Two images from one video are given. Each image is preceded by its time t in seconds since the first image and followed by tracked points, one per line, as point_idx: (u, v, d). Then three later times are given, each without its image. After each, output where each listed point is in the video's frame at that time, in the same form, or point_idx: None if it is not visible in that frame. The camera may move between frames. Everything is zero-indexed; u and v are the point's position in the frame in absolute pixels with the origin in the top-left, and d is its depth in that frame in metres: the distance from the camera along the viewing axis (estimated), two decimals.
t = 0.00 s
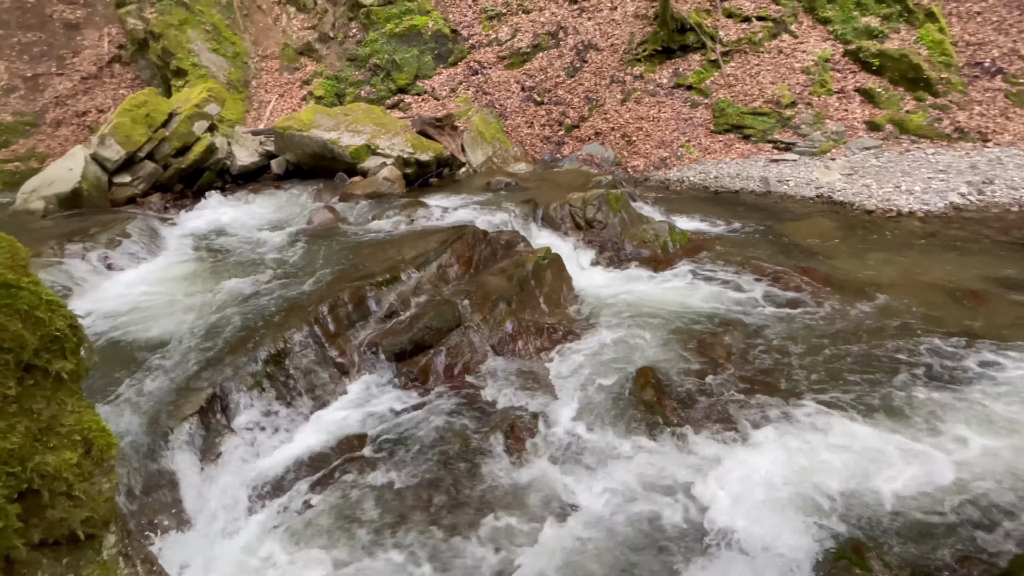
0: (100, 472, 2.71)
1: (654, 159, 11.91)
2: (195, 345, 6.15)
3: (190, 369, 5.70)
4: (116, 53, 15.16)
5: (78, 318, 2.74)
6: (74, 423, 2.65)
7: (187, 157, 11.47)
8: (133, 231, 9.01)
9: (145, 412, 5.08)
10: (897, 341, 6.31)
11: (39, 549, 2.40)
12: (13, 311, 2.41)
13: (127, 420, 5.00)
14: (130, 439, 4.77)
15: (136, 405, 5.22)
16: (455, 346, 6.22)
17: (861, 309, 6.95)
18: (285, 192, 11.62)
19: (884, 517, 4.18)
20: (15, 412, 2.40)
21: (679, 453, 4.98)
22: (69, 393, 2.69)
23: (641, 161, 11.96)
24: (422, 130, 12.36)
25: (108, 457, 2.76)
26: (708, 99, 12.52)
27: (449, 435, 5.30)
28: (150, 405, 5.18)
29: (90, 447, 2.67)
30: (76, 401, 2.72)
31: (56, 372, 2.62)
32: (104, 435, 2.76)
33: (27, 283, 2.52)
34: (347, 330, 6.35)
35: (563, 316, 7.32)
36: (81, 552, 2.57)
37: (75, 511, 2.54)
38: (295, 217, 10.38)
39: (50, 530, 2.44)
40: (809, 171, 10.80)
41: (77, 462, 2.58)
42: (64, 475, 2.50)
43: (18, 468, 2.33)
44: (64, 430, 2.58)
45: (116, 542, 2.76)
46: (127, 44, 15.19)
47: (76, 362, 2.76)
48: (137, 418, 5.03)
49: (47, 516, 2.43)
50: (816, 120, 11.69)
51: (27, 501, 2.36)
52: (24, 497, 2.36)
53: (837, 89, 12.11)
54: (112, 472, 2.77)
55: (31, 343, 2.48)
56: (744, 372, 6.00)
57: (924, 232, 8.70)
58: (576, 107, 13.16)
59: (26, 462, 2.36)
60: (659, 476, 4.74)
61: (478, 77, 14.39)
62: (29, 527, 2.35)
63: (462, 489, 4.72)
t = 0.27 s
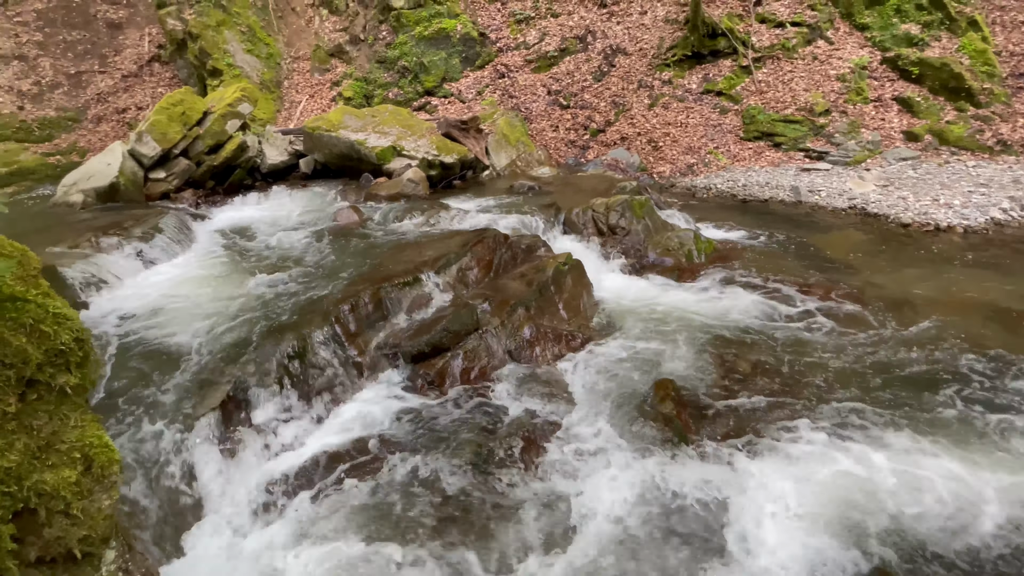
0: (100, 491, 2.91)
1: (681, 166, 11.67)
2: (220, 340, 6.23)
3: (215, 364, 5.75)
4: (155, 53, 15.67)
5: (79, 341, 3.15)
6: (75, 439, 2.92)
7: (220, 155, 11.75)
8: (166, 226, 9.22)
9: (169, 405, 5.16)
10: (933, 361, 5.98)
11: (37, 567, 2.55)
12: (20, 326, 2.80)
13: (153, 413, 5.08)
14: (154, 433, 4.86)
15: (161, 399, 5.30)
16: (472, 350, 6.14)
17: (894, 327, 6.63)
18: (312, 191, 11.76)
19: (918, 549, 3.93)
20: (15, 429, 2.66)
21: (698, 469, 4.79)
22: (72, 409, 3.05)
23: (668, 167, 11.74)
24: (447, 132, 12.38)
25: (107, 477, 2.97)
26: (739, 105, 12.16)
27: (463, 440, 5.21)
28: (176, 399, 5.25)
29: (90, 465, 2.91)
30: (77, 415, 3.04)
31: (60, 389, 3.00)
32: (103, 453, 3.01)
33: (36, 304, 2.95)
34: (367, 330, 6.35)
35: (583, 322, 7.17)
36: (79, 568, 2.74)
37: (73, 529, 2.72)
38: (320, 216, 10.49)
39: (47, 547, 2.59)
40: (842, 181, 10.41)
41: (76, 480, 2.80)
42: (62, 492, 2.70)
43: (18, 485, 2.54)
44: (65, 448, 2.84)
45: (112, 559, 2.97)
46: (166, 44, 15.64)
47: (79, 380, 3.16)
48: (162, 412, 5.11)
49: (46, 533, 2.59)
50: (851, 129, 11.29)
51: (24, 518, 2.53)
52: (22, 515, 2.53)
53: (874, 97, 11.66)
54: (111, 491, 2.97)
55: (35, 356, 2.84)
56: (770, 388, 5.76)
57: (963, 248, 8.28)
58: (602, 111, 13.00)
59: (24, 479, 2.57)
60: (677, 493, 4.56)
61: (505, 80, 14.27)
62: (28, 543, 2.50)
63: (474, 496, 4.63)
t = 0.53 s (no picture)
0: (99, 507, 2.65)
1: (709, 175, 11.41)
2: (243, 338, 6.30)
3: (237, 361, 5.80)
4: (195, 56, 16.17)
5: (91, 344, 2.78)
6: (75, 454, 2.61)
7: (251, 156, 12.00)
8: (198, 225, 9.44)
9: (192, 400, 5.21)
10: (974, 387, 5.64)
11: None
12: (21, 337, 2.45)
13: (174, 408, 5.14)
14: (174, 428, 4.91)
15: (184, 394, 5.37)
16: (490, 356, 6.05)
17: (932, 348, 6.29)
18: (338, 194, 11.90)
19: None
20: (12, 445, 2.36)
21: (720, 488, 4.59)
22: (76, 419, 2.71)
23: (695, 176, 11.49)
24: (472, 138, 12.40)
25: (107, 492, 2.69)
26: (770, 115, 11.86)
27: (479, 447, 5.12)
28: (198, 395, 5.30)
29: (88, 481, 2.61)
30: (80, 427, 2.70)
31: (63, 400, 2.63)
32: (105, 467, 2.72)
33: (42, 307, 2.59)
34: (386, 333, 6.33)
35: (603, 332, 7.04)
36: None
37: (68, 548, 2.49)
38: (345, 218, 10.60)
39: (40, 566, 2.38)
40: (877, 195, 10.01)
41: (73, 498, 2.52)
42: (59, 512, 2.45)
43: (10, 505, 2.27)
44: (61, 464, 2.53)
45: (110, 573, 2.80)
46: (205, 48, 16.12)
47: (86, 388, 2.77)
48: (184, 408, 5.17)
49: (39, 553, 2.37)
50: (888, 140, 10.88)
51: (18, 538, 2.30)
52: (13, 534, 2.29)
53: (913, 108, 11.22)
54: (111, 506, 2.70)
55: (37, 370, 2.49)
56: (799, 406, 5.50)
57: (1007, 267, 7.86)
58: (629, 119, 12.83)
59: (19, 498, 2.30)
60: (697, 513, 4.37)
61: (531, 86, 14.19)
62: (21, 563, 2.28)
63: (488, 506, 4.52)
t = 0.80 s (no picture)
0: (101, 520, 2.70)
1: (737, 188, 11.15)
2: (267, 340, 6.37)
3: (260, 364, 5.85)
4: (232, 66, 16.69)
5: (102, 356, 2.80)
6: (79, 467, 2.63)
7: (282, 162, 12.27)
8: (228, 228, 9.66)
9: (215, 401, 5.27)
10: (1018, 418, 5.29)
11: None
12: (30, 349, 2.47)
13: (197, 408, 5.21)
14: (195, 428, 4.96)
15: (207, 395, 5.44)
16: (508, 366, 5.96)
17: (972, 374, 5.95)
18: (363, 200, 12.04)
19: None
20: (16, 458, 2.38)
21: (742, 512, 4.38)
22: (84, 432, 2.72)
23: (722, 188, 11.25)
24: (497, 147, 12.43)
25: (110, 505, 2.75)
26: (802, 127, 11.54)
27: (494, 458, 5.02)
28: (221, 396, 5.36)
29: (91, 495, 2.64)
30: (86, 440, 2.71)
31: (70, 413, 2.64)
32: (109, 480, 2.75)
33: (54, 318, 2.62)
34: (406, 339, 6.31)
35: (624, 346, 6.88)
36: None
37: (67, 562, 2.52)
38: (371, 224, 10.71)
39: None
40: (914, 211, 9.61)
41: (74, 512, 2.55)
42: (59, 525, 2.47)
43: (10, 518, 2.29)
44: (65, 478, 2.55)
45: None
46: (242, 58, 16.64)
47: (95, 400, 2.78)
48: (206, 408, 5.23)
49: (38, 567, 2.39)
50: (926, 155, 10.47)
51: (18, 552, 2.32)
52: (12, 548, 2.31)
53: (953, 122, 10.79)
54: (114, 519, 2.76)
55: (45, 382, 2.51)
56: (830, 429, 5.25)
57: None
58: (655, 130, 12.66)
59: (20, 512, 2.33)
60: (715, 538, 4.19)
61: (557, 96, 14.18)
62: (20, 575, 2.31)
63: (502, 520, 4.42)
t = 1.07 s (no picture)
0: (109, 543, 2.77)
1: (761, 203, 10.92)
2: (287, 347, 6.41)
3: (278, 370, 5.89)
4: (262, 78, 17.17)
5: (117, 377, 2.89)
6: (89, 491, 2.71)
7: (307, 173, 12.51)
8: (254, 236, 9.86)
9: (234, 407, 5.27)
10: None
11: None
12: (47, 370, 2.55)
13: (216, 413, 5.25)
14: (213, 432, 5.00)
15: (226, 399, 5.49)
16: (523, 380, 5.87)
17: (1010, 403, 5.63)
18: (384, 210, 12.17)
19: None
20: (28, 480, 2.44)
21: (763, 540, 4.20)
22: (95, 453, 2.81)
23: (746, 204, 11.03)
24: (518, 160, 12.45)
25: (119, 527, 2.83)
26: (829, 143, 11.28)
27: (508, 474, 4.92)
28: (239, 401, 5.40)
29: (100, 518, 2.72)
30: (98, 461, 2.82)
31: (84, 434, 2.74)
32: (118, 502, 2.84)
33: (72, 339, 2.71)
34: (423, 350, 6.27)
35: (643, 363, 6.72)
36: None
37: None
38: (392, 234, 10.81)
39: None
40: (947, 230, 9.25)
41: (83, 535, 2.60)
42: (68, 548, 2.51)
43: (23, 541, 2.33)
44: (75, 501, 2.63)
45: None
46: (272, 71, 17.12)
47: (106, 422, 2.88)
48: (224, 412, 5.27)
49: None
50: (959, 173, 10.14)
51: None
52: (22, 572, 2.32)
53: (988, 140, 10.42)
54: (121, 541, 2.85)
55: (59, 404, 2.59)
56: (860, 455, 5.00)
57: None
58: (678, 144, 12.51)
59: (29, 535, 2.35)
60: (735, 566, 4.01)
61: (579, 110, 14.19)
62: None
63: (514, 538, 4.30)
